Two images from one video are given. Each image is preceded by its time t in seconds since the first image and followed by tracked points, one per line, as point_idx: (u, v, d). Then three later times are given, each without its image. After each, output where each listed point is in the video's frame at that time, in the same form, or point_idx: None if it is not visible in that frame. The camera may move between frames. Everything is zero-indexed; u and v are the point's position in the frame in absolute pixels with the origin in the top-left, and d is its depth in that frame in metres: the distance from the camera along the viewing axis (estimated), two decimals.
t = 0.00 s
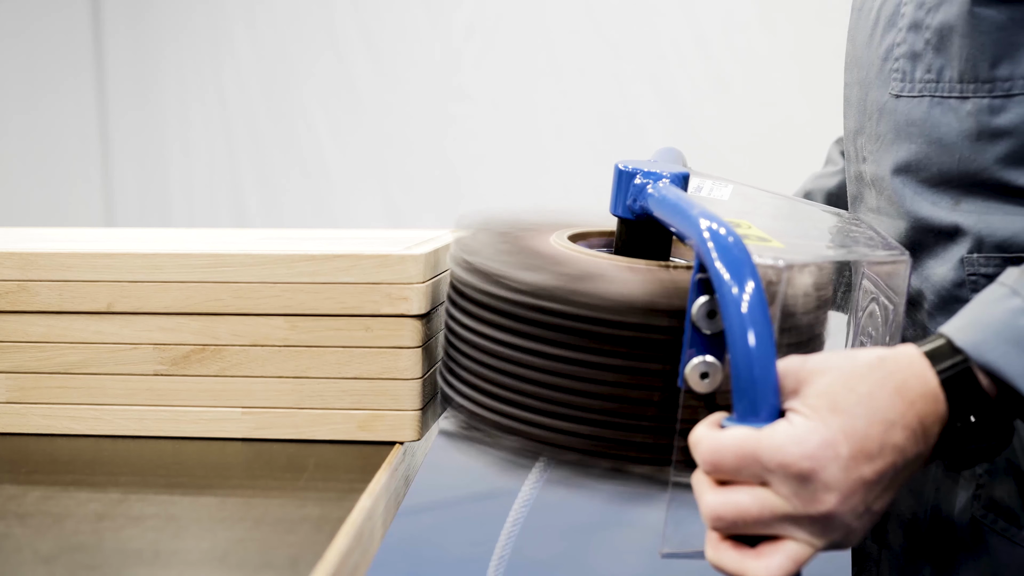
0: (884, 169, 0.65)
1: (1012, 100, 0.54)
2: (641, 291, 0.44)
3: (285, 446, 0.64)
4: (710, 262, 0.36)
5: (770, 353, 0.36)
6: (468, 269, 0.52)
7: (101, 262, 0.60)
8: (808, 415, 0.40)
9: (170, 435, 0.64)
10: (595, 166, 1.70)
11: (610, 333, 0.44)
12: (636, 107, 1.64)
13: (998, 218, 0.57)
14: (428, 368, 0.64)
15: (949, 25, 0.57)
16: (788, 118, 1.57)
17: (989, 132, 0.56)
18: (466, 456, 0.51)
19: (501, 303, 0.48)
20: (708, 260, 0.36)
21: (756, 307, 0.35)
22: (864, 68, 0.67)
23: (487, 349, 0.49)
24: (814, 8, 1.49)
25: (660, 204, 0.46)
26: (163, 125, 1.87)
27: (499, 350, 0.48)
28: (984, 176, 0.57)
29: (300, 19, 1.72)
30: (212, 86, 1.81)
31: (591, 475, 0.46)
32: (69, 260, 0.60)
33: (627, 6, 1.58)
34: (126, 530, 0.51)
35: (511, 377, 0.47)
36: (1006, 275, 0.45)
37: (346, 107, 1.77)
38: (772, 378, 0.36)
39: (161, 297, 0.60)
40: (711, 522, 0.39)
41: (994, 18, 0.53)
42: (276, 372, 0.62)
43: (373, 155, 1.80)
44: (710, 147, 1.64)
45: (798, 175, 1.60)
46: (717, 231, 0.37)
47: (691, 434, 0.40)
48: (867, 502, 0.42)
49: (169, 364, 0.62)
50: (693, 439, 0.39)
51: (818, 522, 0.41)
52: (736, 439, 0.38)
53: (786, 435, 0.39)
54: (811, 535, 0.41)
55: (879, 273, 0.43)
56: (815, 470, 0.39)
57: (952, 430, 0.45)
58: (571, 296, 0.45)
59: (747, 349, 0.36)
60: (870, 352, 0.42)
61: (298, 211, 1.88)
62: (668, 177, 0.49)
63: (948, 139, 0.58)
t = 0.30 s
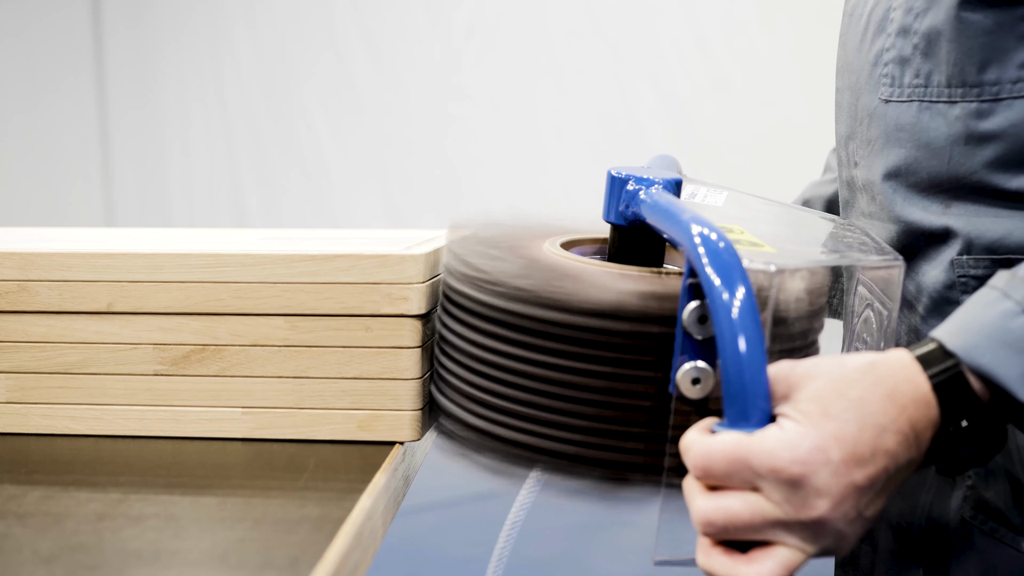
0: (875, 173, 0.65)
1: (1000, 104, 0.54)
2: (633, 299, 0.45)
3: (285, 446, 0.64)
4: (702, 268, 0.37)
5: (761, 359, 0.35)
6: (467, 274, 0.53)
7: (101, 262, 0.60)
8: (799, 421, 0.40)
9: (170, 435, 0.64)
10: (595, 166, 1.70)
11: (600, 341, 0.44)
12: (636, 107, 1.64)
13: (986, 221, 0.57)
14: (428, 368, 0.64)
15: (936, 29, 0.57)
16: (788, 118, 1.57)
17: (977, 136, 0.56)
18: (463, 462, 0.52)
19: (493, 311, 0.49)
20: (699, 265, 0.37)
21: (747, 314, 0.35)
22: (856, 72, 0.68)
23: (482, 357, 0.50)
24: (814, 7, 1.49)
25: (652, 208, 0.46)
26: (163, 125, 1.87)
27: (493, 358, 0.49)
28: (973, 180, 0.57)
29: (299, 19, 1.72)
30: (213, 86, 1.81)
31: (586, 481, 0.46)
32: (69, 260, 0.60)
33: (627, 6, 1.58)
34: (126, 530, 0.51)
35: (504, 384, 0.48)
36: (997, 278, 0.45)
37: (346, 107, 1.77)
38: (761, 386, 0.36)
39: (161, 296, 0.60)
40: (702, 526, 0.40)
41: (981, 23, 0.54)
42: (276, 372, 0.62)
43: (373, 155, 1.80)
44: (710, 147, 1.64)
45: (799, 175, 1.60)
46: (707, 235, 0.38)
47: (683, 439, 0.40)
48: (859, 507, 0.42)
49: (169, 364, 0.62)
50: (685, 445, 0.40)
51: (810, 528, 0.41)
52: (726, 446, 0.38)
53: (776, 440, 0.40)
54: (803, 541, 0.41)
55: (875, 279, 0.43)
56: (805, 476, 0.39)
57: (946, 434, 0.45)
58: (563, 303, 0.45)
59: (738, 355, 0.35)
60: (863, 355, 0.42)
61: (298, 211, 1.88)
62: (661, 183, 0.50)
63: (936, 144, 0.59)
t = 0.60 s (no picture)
0: (873, 180, 0.65)
1: (996, 109, 0.54)
2: (626, 307, 0.46)
3: (285, 446, 0.64)
4: (696, 275, 0.37)
5: (755, 365, 0.35)
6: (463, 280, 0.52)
7: (101, 262, 0.60)
8: (795, 427, 0.40)
9: (170, 435, 0.64)
10: (595, 166, 1.70)
11: (596, 349, 0.45)
12: (636, 107, 1.64)
13: (986, 224, 0.57)
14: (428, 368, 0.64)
15: (932, 36, 0.57)
16: (788, 118, 1.57)
17: (974, 141, 0.56)
18: (460, 469, 0.52)
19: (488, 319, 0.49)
20: (694, 272, 0.37)
21: (742, 321, 0.35)
22: (852, 78, 0.68)
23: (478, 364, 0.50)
24: (814, 8, 1.49)
25: (645, 216, 0.46)
26: (163, 125, 1.87)
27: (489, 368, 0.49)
28: (970, 185, 0.57)
29: (299, 19, 1.72)
30: (213, 86, 1.81)
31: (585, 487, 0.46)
32: (69, 260, 0.60)
33: (627, 6, 1.58)
34: (126, 530, 0.51)
35: (500, 392, 0.48)
36: (993, 283, 0.45)
37: (346, 107, 1.77)
38: (757, 391, 0.36)
39: (161, 296, 0.60)
40: (699, 534, 0.40)
41: (976, 29, 0.53)
42: (276, 372, 0.62)
43: (373, 155, 1.80)
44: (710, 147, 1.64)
45: (799, 175, 1.60)
46: (700, 241, 0.38)
47: (678, 448, 0.40)
48: (856, 514, 0.41)
49: (169, 364, 0.62)
50: (680, 452, 0.40)
51: (806, 535, 0.40)
52: (720, 454, 0.38)
53: (773, 446, 0.39)
54: (799, 548, 0.41)
55: (871, 286, 0.44)
56: (803, 482, 0.39)
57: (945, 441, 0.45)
58: (558, 312, 0.46)
59: (733, 362, 0.35)
60: (863, 359, 0.43)
61: (298, 211, 1.88)
62: (653, 191, 0.50)
63: (933, 149, 0.58)
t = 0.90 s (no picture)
0: (869, 181, 0.65)
1: (992, 111, 0.54)
2: (628, 302, 0.45)
3: (285, 446, 0.64)
4: (696, 271, 0.37)
5: (755, 362, 0.35)
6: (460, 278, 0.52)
7: (100, 262, 0.60)
8: (793, 423, 0.40)
9: (170, 435, 0.64)
10: (595, 166, 1.70)
11: (595, 346, 0.45)
12: (636, 107, 1.64)
13: (982, 224, 0.57)
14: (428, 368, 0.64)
15: (928, 37, 0.57)
16: (788, 118, 1.57)
17: (970, 143, 0.56)
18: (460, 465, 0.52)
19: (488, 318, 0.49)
20: (694, 268, 0.37)
21: (742, 317, 0.35)
22: (847, 80, 0.68)
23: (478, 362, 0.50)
24: (814, 8, 1.49)
25: (643, 214, 0.46)
26: (163, 125, 1.87)
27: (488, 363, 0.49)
28: (967, 186, 0.57)
29: (300, 20, 1.72)
30: (213, 86, 1.81)
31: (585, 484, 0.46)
32: (69, 260, 0.60)
33: (627, 6, 1.58)
34: (126, 530, 0.51)
35: (500, 390, 0.48)
36: (990, 281, 0.45)
37: (346, 107, 1.77)
38: (756, 387, 0.37)
39: (161, 296, 0.60)
40: (695, 528, 0.40)
41: (972, 30, 0.54)
42: (276, 372, 0.62)
43: (373, 155, 1.80)
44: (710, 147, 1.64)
45: (799, 175, 1.60)
46: (700, 237, 0.38)
47: (677, 442, 0.40)
48: (852, 510, 0.41)
49: (169, 364, 0.62)
50: (680, 447, 0.40)
51: (804, 530, 0.40)
52: (721, 447, 0.38)
53: (771, 442, 0.39)
54: (797, 543, 0.41)
55: (866, 284, 0.44)
56: (801, 478, 0.39)
57: (940, 437, 0.45)
58: (557, 309, 0.45)
59: (733, 358, 0.35)
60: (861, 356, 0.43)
61: (297, 211, 1.88)
62: (652, 187, 0.50)
63: (930, 150, 0.58)
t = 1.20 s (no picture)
0: (865, 185, 0.65)
1: (988, 116, 0.55)
2: (620, 306, 0.46)
3: (285, 446, 0.64)
4: (686, 279, 0.37)
5: (742, 371, 0.35)
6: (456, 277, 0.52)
7: (100, 262, 0.60)
8: (781, 438, 0.40)
9: (170, 435, 0.64)
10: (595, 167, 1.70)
11: (589, 351, 0.45)
12: (636, 107, 1.64)
13: (982, 224, 0.57)
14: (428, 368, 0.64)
15: (924, 43, 0.57)
16: (788, 118, 1.57)
17: (966, 148, 0.56)
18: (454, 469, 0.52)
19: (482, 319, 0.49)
20: (684, 277, 0.37)
21: (729, 326, 0.35)
22: (844, 83, 0.68)
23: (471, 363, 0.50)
24: (814, 8, 1.49)
25: (637, 216, 0.46)
26: (163, 125, 1.87)
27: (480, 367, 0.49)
28: (963, 190, 0.57)
29: (300, 20, 1.72)
30: (212, 87, 1.81)
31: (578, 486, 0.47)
32: (69, 260, 0.60)
33: (627, 6, 1.58)
34: (126, 530, 0.51)
35: (493, 392, 0.48)
36: (977, 295, 0.45)
37: (346, 108, 1.77)
38: (744, 399, 0.36)
39: (161, 296, 0.60)
40: (679, 543, 0.40)
41: (967, 37, 0.54)
42: (276, 372, 0.62)
43: (373, 155, 1.80)
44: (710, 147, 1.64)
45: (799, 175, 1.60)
46: (689, 244, 0.39)
47: (663, 454, 0.41)
48: (839, 527, 0.41)
49: (169, 364, 0.62)
50: (665, 459, 0.40)
51: (788, 548, 0.40)
52: (706, 462, 0.38)
53: (758, 458, 0.39)
54: (781, 561, 0.40)
55: (864, 290, 0.46)
56: (787, 495, 0.39)
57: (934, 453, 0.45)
58: (553, 312, 0.46)
59: (720, 367, 0.35)
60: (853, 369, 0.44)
61: (297, 211, 1.88)
62: (647, 189, 0.50)
63: (927, 156, 0.59)
